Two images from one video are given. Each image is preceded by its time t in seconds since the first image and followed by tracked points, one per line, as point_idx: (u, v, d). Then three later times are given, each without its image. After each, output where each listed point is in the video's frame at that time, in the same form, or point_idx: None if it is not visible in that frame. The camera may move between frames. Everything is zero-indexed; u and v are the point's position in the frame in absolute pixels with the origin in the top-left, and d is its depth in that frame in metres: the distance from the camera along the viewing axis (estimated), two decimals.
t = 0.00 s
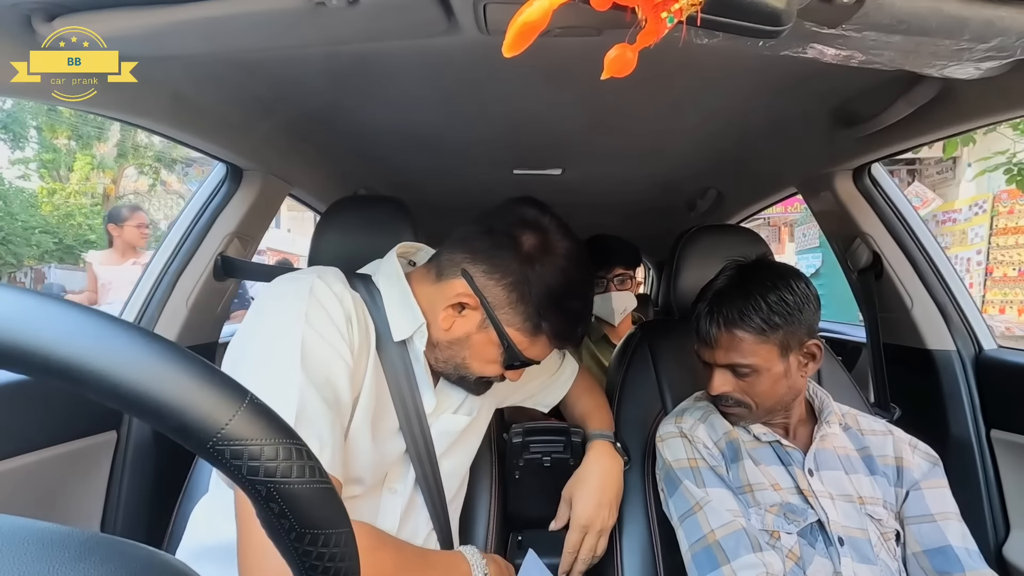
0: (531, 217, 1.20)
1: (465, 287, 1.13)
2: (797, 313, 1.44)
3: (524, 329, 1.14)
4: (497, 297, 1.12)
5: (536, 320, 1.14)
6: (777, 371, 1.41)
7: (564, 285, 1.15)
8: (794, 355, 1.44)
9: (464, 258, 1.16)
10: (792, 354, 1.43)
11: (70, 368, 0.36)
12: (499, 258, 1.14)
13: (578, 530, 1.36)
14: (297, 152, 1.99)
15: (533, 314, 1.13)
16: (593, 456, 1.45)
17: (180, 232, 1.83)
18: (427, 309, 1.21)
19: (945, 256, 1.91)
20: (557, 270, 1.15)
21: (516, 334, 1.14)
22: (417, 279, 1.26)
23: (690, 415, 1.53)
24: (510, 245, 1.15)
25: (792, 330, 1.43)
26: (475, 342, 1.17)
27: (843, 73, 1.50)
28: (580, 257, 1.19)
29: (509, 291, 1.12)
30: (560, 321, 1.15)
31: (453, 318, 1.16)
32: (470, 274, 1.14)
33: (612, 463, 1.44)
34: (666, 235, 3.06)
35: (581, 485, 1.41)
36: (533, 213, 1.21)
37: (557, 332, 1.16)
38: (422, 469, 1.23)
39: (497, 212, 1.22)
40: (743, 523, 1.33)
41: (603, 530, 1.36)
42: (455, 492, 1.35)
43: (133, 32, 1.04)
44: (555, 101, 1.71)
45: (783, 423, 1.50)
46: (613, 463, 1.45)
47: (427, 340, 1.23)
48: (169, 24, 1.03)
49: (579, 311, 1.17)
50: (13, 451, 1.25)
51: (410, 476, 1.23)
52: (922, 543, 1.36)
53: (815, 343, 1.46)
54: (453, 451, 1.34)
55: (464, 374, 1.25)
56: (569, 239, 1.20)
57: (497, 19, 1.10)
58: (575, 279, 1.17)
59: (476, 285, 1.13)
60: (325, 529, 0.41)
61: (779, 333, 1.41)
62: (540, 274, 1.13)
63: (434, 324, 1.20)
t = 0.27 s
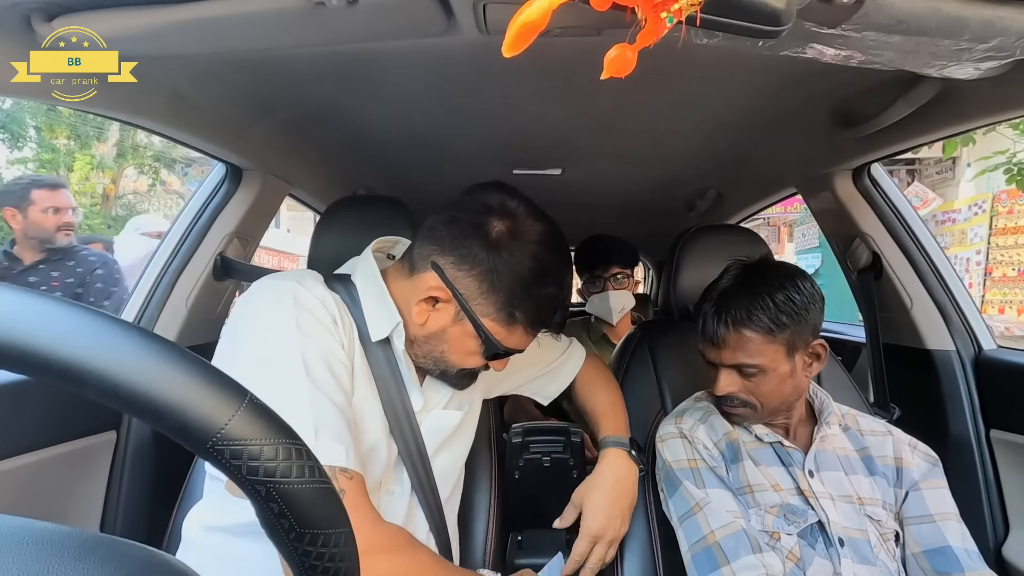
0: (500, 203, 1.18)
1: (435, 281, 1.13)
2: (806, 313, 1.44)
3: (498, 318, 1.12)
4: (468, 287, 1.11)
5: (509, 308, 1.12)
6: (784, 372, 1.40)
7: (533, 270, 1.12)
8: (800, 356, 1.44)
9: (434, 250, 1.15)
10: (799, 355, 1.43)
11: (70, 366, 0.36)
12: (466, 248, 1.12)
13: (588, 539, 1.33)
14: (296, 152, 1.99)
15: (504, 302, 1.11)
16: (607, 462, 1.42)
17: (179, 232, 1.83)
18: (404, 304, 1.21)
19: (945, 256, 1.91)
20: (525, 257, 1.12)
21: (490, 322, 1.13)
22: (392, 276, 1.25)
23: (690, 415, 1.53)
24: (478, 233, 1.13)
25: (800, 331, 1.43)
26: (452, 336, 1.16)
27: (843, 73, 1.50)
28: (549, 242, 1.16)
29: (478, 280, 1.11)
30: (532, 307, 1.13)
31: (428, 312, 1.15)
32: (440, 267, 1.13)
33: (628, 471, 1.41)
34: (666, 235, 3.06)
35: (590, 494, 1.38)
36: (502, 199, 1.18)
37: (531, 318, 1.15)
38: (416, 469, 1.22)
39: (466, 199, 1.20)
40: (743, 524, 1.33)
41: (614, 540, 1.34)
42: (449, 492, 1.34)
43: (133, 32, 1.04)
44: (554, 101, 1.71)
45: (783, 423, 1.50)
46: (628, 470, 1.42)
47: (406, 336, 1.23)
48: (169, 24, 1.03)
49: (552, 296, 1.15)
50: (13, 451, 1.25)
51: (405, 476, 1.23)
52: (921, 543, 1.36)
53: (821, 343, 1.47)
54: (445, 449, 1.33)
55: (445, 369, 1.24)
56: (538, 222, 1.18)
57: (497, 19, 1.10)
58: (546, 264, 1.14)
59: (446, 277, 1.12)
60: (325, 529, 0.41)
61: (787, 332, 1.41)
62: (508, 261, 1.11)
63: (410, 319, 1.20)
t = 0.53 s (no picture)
0: (511, 208, 1.20)
1: (453, 281, 1.12)
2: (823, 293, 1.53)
3: (514, 318, 1.14)
4: (485, 288, 1.12)
5: (525, 309, 1.14)
6: (818, 345, 1.46)
7: (547, 273, 1.15)
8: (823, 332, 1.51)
9: (449, 251, 1.15)
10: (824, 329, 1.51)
11: (67, 367, 0.36)
12: (484, 250, 1.13)
13: (614, 512, 1.35)
14: (296, 152, 1.99)
15: (521, 303, 1.13)
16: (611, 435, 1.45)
17: (179, 231, 1.83)
18: (414, 304, 1.20)
19: (944, 256, 1.91)
20: (540, 259, 1.15)
21: (507, 323, 1.14)
22: (401, 276, 1.25)
23: (690, 416, 1.53)
24: (493, 236, 1.15)
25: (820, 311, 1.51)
26: (466, 335, 1.16)
27: (842, 73, 1.50)
28: (559, 246, 1.19)
29: (496, 282, 1.12)
30: (547, 308, 1.16)
31: (444, 312, 1.15)
32: (458, 267, 1.13)
33: (632, 440, 1.43)
34: (666, 235, 3.06)
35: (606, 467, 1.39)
36: (513, 204, 1.21)
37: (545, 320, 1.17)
38: (416, 465, 1.22)
39: (477, 205, 1.22)
40: (742, 525, 1.33)
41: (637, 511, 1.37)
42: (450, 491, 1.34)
43: (133, 32, 1.04)
44: (554, 102, 1.71)
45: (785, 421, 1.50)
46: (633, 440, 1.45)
47: (416, 335, 1.21)
48: (168, 24, 1.03)
49: (563, 299, 1.18)
50: (14, 451, 1.26)
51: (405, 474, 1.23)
52: (920, 543, 1.36)
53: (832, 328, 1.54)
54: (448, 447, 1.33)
55: (455, 367, 1.24)
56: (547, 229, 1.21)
57: (497, 19, 1.10)
58: (557, 268, 1.17)
59: (463, 278, 1.12)
60: (325, 529, 0.41)
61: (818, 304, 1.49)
62: (524, 263, 1.13)
63: (421, 319, 1.19)
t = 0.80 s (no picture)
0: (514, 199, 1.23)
1: (460, 272, 1.15)
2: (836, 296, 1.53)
3: (521, 305, 1.17)
4: (495, 275, 1.15)
5: (535, 294, 1.17)
6: (819, 348, 1.45)
7: (550, 263, 1.19)
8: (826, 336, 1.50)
9: (454, 242, 1.18)
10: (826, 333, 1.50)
11: (67, 366, 0.36)
12: (490, 240, 1.16)
13: (600, 512, 1.37)
14: (296, 152, 1.99)
15: (528, 290, 1.16)
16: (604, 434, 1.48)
17: (179, 231, 1.83)
18: (418, 298, 1.22)
19: (943, 256, 1.91)
20: (544, 248, 1.19)
21: (514, 312, 1.17)
22: (403, 273, 1.26)
23: (692, 415, 1.52)
24: (497, 227, 1.18)
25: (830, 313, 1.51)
26: (475, 325, 1.18)
27: (841, 73, 1.50)
28: (561, 237, 1.23)
29: (503, 270, 1.15)
30: (553, 295, 1.20)
31: (452, 303, 1.17)
32: (465, 257, 1.16)
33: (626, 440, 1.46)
34: (666, 235, 3.06)
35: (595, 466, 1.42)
36: (514, 196, 1.24)
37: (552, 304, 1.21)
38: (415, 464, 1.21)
39: (477, 198, 1.25)
40: (743, 525, 1.33)
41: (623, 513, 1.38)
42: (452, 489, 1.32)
43: (133, 32, 1.04)
44: (553, 102, 1.71)
45: (786, 421, 1.50)
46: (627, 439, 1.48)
47: (422, 330, 1.23)
48: (168, 24, 1.03)
49: (565, 287, 1.22)
50: (13, 451, 1.26)
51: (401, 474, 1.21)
52: (921, 544, 1.37)
53: (838, 330, 1.52)
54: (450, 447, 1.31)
55: (462, 361, 1.26)
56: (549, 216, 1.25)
57: (497, 19, 1.10)
58: (559, 257, 1.21)
59: (471, 268, 1.15)
60: (326, 529, 0.41)
61: (826, 308, 1.49)
62: (528, 252, 1.17)
63: (427, 313, 1.21)
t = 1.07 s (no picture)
0: (483, 183, 1.24)
1: (444, 266, 1.16)
2: (829, 305, 1.50)
3: (510, 286, 1.18)
4: (479, 261, 1.16)
5: (521, 274, 1.19)
6: (802, 359, 1.43)
7: (532, 239, 1.21)
8: (817, 345, 1.48)
9: (431, 238, 1.19)
10: (817, 343, 1.48)
11: (67, 367, 0.36)
12: (468, 227, 1.17)
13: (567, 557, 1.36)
14: (295, 152, 1.99)
15: (514, 270, 1.18)
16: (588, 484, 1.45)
17: (179, 231, 1.83)
18: (405, 298, 1.23)
19: (943, 256, 1.92)
20: (523, 226, 1.20)
21: (504, 295, 1.19)
22: (389, 272, 1.27)
23: (691, 415, 1.51)
24: (470, 213, 1.19)
25: (820, 323, 1.48)
26: (468, 316, 1.19)
27: (841, 73, 1.50)
28: (537, 213, 1.25)
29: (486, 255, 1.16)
30: (541, 271, 1.22)
31: (441, 299, 1.19)
32: (446, 250, 1.17)
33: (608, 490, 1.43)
34: (666, 235, 3.06)
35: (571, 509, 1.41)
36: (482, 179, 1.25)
37: (540, 279, 1.22)
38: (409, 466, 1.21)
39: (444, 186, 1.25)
40: (742, 526, 1.33)
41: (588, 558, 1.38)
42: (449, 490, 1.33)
43: (133, 32, 1.04)
44: (553, 102, 1.71)
45: (785, 421, 1.50)
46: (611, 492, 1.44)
47: (415, 330, 1.25)
48: (168, 24, 1.02)
49: (551, 262, 1.24)
50: (13, 452, 1.26)
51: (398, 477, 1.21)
52: (920, 544, 1.37)
53: (836, 338, 1.51)
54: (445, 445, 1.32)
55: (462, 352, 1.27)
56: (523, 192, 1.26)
57: (496, 19, 1.10)
58: (540, 233, 1.23)
59: (454, 260, 1.16)
60: (325, 529, 0.41)
61: (811, 317, 1.46)
62: (509, 233, 1.18)
63: (415, 312, 1.22)
